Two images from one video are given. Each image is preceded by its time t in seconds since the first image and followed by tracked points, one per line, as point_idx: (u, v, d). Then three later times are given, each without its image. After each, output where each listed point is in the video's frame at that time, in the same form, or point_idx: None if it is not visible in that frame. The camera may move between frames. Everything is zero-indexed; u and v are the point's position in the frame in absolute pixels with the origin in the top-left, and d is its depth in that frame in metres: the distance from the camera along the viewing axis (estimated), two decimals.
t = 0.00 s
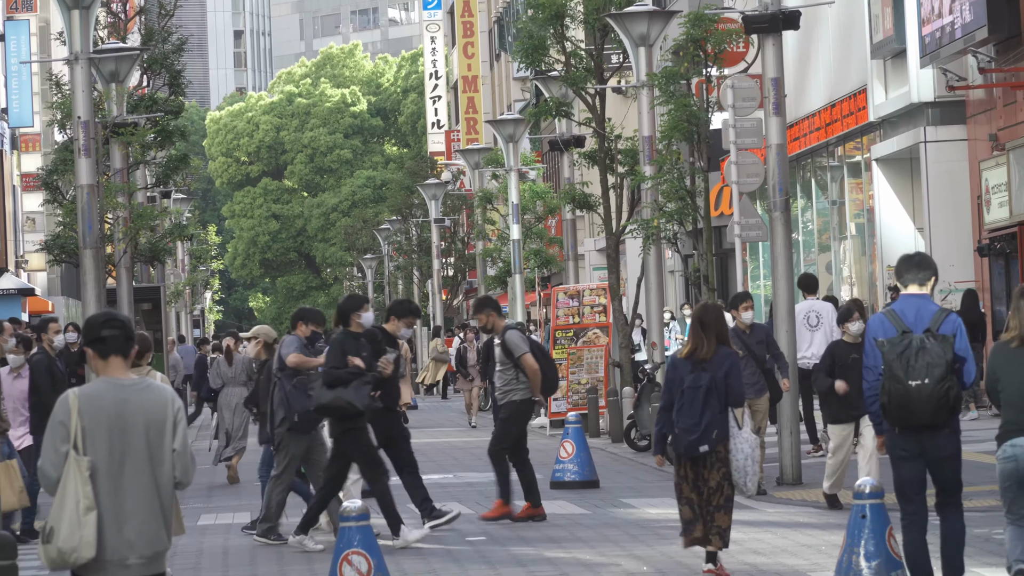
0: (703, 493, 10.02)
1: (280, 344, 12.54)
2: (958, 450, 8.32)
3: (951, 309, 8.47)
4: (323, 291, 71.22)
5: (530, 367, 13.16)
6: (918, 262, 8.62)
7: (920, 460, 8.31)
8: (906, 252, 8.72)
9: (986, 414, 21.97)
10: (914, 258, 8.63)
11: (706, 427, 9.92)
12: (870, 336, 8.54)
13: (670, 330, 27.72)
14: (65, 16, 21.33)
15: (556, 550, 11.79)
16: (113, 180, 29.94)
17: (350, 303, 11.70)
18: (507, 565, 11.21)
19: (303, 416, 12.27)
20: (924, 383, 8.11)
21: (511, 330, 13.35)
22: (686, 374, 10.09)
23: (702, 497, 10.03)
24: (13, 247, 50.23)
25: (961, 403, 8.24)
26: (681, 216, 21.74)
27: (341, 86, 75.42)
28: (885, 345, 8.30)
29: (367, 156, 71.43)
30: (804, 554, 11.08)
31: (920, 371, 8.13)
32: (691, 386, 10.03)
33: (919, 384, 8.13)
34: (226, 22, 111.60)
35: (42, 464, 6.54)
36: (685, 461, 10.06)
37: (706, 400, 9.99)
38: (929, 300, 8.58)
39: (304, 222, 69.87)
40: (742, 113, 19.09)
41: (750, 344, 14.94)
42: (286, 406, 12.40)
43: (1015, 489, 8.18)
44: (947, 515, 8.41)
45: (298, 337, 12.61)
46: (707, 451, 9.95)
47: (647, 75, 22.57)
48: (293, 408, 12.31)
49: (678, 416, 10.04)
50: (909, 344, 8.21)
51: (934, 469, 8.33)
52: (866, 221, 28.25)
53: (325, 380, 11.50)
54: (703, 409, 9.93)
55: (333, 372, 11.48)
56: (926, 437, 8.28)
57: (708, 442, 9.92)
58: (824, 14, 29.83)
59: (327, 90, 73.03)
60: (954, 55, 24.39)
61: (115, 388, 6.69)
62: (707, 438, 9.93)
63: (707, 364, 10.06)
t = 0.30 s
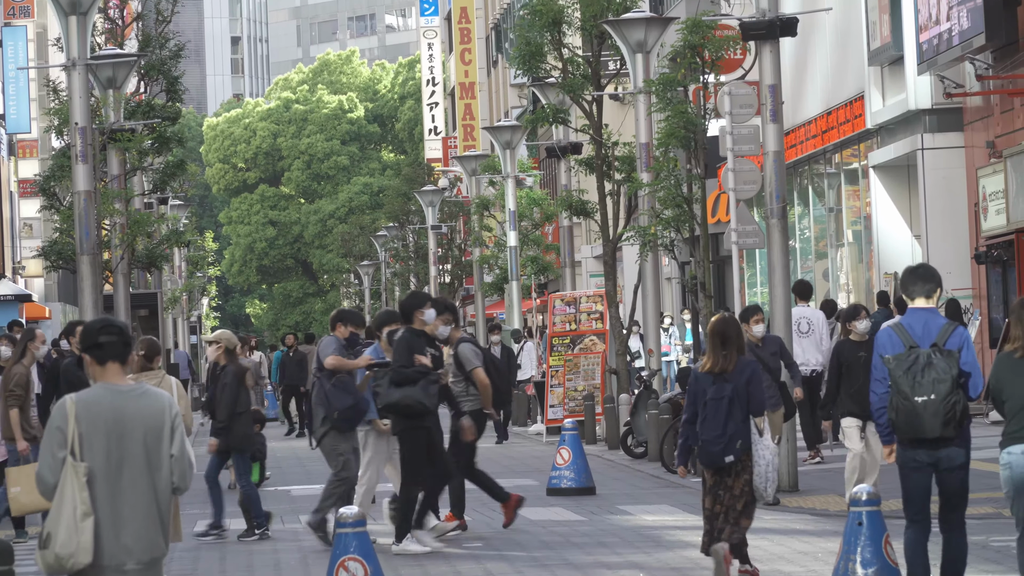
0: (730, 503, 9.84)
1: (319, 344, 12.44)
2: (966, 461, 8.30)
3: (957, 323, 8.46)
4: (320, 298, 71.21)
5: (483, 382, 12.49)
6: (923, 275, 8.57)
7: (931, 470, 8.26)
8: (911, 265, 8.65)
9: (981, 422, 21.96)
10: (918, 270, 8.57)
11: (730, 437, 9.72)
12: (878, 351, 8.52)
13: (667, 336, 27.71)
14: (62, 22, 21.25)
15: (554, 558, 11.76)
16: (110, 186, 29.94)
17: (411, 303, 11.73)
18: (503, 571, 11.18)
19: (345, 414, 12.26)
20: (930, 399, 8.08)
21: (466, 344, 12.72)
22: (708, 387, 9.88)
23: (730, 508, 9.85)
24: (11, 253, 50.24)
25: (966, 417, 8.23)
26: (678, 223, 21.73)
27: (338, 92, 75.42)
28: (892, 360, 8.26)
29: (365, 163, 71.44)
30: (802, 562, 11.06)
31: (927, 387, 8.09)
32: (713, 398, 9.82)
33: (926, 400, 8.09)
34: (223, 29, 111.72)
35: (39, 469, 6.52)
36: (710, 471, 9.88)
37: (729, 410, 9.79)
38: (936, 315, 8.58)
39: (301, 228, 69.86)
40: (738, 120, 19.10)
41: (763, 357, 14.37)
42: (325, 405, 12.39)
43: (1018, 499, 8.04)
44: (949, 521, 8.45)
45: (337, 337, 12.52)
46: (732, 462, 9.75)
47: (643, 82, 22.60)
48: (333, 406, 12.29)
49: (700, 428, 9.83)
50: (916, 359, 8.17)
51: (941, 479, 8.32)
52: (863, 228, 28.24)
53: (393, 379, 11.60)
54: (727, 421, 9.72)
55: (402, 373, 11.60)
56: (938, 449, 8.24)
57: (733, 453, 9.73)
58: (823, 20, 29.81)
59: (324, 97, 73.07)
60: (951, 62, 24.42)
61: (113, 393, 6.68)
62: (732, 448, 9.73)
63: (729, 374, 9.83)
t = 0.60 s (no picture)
0: (754, 504, 10.01)
1: (364, 356, 12.47)
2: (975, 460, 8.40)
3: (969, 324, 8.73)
4: (323, 304, 71.23)
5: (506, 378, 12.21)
6: (931, 278, 8.81)
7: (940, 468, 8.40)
8: (918, 268, 8.95)
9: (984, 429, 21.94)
10: (927, 276, 8.83)
11: (756, 438, 9.99)
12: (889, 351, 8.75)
13: (671, 343, 27.70)
14: (65, 28, 21.21)
15: (558, 564, 11.74)
16: (113, 192, 29.92)
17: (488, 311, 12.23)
18: None
19: (400, 421, 12.29)
20: (947, 394, 8.29)
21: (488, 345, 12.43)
22: (731, 388, 10.14)
23: (752, 510, 10.01)
24: (13, 259, 50.24)
25: (982, 415, 8.42)
26: (681, 230, 21.68)
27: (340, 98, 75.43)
28: (907, 358, 8.52)
29: (367, 169, 71.45)
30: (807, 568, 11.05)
31: (944, 381, 8.33)
32: (737, 399, 10.08)
33: (944, 394, 8.30)
34: (225, 35, 111.77)
35: (43, 476, 6.52)
36: (734, 473, 10.07)
37: (754, 411, 10.06)
38: (947, 317, 8.78)
39: (304, 234, 69.84)
40: (742, 127, 19.09)
41: (787, 359, 14.36)
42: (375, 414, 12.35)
43: None
44: (954, 528, 8.46)
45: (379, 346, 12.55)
46: (756, 462, 10.01)
47: (646, 88, 22.57)
48: (388, 414, 12.28)
49: (726, 428, 10.08)
50: (931, 357, 8.45)
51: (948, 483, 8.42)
52: (866, 234, 28.24)
53: (465, 390, 11.99)
54: (752, 420, 9.98)
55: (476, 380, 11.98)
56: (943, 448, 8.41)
57: (758, 453, 9.99)
58: (826, 28, 29.81)
59: (327, 103, 73.08)
60: (954, 68, 24.41)
61: (116, 400, 6.69)
62: (757, 448, 9.99)
63: (753, 376, 10.10)
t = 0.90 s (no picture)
0: (781, 498, 10.36)
1: (416, 350, 12.38)
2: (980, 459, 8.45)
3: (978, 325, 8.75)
4: (331, 304, 71.33)
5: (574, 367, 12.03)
6: (940, 282, 8.78)
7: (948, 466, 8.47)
8: (928, 271, 8.90)
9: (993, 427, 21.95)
10: (936, 277, 8.81)
11: (783, 434, 10.30)
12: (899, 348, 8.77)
13: (679, 343, 27.71)
14: (72, 28, 21.11)
15: (566, 562, 11.78)
16: (120, 192, 29.93)
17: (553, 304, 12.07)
18: None
19: (457, 416, 12.23)
20: (960, 394, 8.36)
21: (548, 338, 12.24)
22: (760, 385, 10.43)
23: (779, 505, 10.36)
24: (21, 259, 50.24)
25: (992, 416, 8.51)
26: (689, 229, 21.67)
27: (348, 98, 75.45)
28: (919, 358, 8.56)
29: (375, 169, 71.49)
30: (816, 566, 11.06)
31: (957, 382, 8.39)
32: (766, 395, 10.37)
33: (958, 394, 8.37)
34: (232, 36, 111.89)
35: (50, 475, 6.59)
36: (761, 468, 10.40)
37: (783, 407, 10.35)
38: (956, 317, 8.76)
39: (311, 234, 69.87)
40: (750, 126, 19.08)
41: (821, 359, 13.99)
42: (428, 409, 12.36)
43: None
44: (962, 526, 8.50)
45: (431, 339, 12.48)
46: (784, 457, 10.34)
47: (655, 88, 22.55)
48: (444, 410, 12.23)
49: (754, 424, 10.38)
50: (942, 358, 8.49)
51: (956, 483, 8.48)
52: (873, 234, 28.25)
53: (534, 379, 11.89)
54: (781, 417, 10.28)
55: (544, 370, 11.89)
56: (948, 445, 8.48)
57: (785, 449, 10.31)
58: (834, 27, 29.79)
59: (334, 103, 73.10)
60: (962, 69, 24.39)
61: (123, 398, 6.73)
62: (784, 444, 10.31)
63: (780, 374, 10.40)
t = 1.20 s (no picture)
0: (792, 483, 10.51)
1: (471, 338, 12.29)
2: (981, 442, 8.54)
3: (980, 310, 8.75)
4: (334, 290, 71.38)
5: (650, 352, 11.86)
6: (945, 265, 8.76)
7: (951, 448, 8.49)
8: (933, 254, 8.88)
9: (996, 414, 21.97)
10: (942, 259, 8.80)
11: (803, 421, 10.44)
12: (902, 331, 8.78)
13: (682, 329, 27.73)
14: (75, 15, 21.13)
15: (568, 548, 11.80)
16: (123, 179, 29.95)
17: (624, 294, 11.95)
18: (516, 562, 11.22)
19: (502, 407, 12.15)
20: (958, 376, 8.39)
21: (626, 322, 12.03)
22: (772, 375, 10.52)
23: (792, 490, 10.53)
24: (24, 246, 50.28)
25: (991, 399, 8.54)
26: (692, 216, 21.69)
27: (351, 85, 75.40)
28: (920, 341, 8.58)
29: (378, 155, 71.47)
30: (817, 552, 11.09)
31: (957, 363, 8.42)
32: (780, 384, 10.47)
33: (957, 376, 8.40)
34: (236, 23, 111.90)
35: (52, 462, 6.56)
36: (776, 455, 10.52)
37: (797, 395, 10.48)
38: (960, 301, 8.75)
39: (315, 221, 69.90)
40: (753, 114, 19.07)
41: (856, 347, 13.87)
42: (479, 399, 12.29)
43: None
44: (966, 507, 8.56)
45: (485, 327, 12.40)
46: (803, 444, 10.46)
47: (658, 75, 22.55)
48: (490, 401, 12.16)
49: (772, 413, 10.47)
50: (943, 340, 8.51)
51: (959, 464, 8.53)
52: (876, 221, 28.23)
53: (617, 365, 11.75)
54: (798, 406, 10.42)
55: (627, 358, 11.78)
56: (952, 427, 8.50)
57: (805, 435, 10.44)
58: (837, 15, 29.75)
59: (337, 90, 73.06)
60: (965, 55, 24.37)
61: (125, 385, 6.71)
62: (805, 431, 10.45)
63: (792, 363, 10.54)
